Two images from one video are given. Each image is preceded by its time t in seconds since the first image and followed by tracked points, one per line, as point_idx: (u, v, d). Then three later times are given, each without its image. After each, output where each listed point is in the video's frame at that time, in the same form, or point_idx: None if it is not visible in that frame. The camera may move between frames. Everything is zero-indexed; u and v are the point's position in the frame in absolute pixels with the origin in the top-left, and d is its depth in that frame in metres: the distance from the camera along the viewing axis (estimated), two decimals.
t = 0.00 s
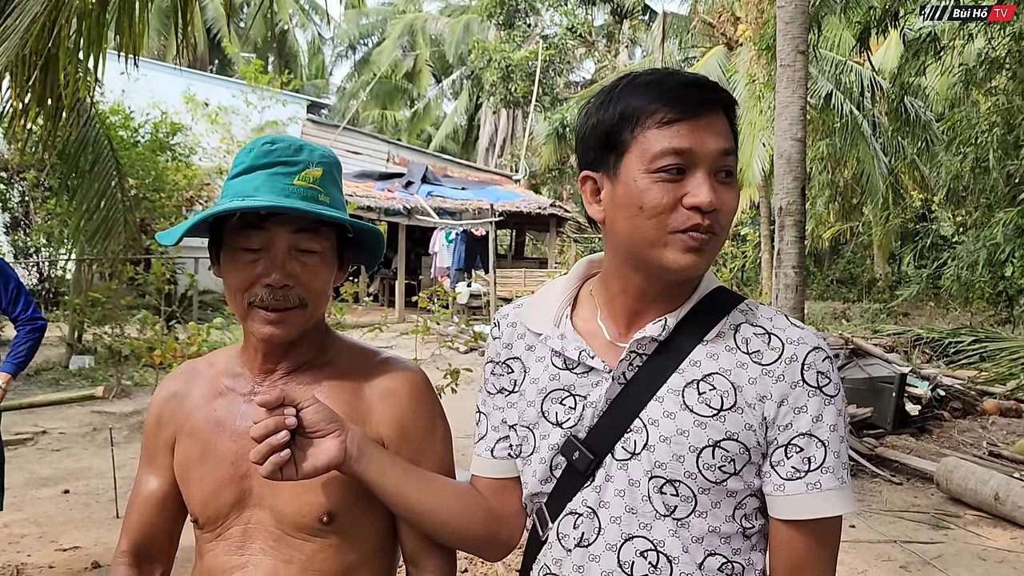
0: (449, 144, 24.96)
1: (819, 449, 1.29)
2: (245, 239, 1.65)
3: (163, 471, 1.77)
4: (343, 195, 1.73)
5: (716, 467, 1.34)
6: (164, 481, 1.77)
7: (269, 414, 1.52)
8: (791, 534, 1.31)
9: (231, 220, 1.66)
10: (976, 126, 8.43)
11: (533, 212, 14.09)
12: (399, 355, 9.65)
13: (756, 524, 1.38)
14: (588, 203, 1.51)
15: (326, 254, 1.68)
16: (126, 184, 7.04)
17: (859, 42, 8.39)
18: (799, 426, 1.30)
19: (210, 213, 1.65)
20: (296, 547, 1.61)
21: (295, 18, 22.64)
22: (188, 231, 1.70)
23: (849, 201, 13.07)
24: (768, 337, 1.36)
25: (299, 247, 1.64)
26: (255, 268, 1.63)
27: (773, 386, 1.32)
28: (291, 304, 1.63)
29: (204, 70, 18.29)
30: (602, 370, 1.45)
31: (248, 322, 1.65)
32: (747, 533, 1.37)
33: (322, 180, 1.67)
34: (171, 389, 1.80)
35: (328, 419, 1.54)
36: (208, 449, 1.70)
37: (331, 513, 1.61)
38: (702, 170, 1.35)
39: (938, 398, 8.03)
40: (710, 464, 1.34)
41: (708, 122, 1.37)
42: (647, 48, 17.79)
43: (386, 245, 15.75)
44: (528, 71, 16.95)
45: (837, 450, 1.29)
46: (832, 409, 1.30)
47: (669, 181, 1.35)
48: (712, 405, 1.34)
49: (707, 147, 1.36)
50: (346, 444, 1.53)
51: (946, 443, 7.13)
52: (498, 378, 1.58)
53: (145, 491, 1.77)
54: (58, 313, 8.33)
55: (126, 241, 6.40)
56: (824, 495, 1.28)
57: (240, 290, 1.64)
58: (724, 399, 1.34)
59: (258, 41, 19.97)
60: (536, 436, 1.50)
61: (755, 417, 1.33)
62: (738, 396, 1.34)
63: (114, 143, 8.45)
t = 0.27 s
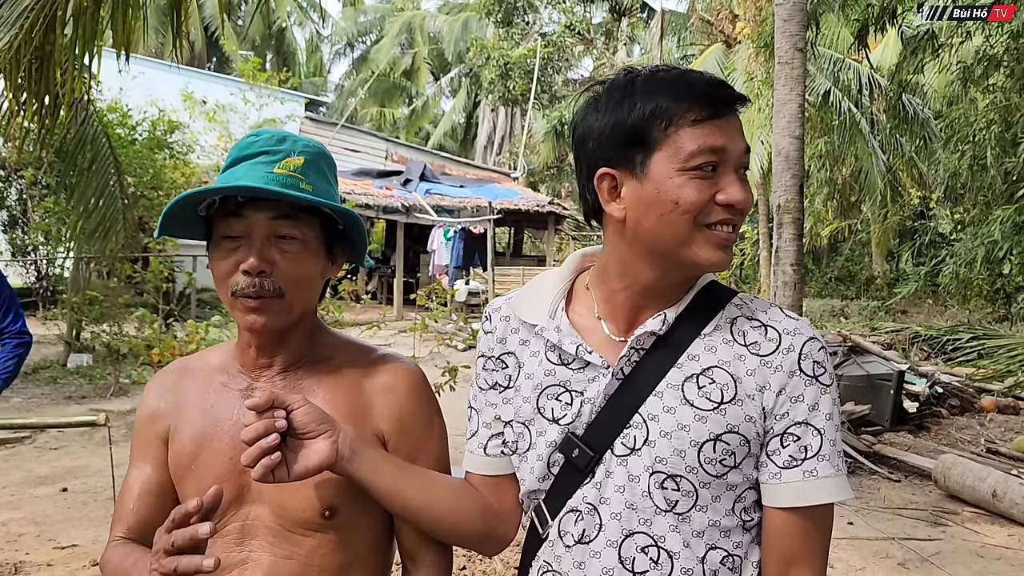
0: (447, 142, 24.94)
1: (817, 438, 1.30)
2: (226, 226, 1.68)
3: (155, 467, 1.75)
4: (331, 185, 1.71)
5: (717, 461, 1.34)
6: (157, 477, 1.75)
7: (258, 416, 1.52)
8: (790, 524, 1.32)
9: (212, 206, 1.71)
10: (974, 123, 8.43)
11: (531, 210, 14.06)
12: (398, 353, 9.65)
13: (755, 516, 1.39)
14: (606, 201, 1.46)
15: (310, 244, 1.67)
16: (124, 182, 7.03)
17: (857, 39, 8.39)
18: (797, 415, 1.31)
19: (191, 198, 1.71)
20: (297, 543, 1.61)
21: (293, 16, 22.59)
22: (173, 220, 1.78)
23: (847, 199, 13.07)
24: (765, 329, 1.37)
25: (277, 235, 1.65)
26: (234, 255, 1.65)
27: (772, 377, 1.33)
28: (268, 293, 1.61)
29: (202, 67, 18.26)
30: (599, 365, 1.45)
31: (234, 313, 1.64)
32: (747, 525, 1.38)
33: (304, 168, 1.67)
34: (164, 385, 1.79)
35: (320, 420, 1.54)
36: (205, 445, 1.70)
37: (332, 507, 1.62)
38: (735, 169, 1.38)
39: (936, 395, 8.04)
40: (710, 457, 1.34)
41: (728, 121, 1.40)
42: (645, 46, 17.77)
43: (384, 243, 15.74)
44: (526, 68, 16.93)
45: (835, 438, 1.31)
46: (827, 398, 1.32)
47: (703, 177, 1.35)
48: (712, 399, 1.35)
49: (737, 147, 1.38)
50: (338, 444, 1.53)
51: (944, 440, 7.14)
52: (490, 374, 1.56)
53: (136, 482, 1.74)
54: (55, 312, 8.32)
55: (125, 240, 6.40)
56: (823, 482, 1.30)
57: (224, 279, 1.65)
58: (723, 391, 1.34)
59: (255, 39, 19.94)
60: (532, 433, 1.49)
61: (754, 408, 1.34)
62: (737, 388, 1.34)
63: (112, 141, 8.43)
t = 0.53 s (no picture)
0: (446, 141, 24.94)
1: (821, 439, 1.31)
2: (227, 225, 1.68)
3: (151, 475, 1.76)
4: (331, 187, 1.71)
5: (720, 461, 1.34)
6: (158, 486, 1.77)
7: (255, 415, 1.52)
8: (792, 525, 1.33)
9: (213, 204, 1.71)
10: (973, 122, 8.44)
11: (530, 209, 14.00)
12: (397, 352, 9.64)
13: (756, 516, 1.40)
14: (591, 200, 1.49)
15: (309, 244, 1.67)
16: (123, 181, 7.02)
17: (855, 39, 8.39)
18: (801, 416, 1.32)
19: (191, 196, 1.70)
20: (299, 545, 1.61)
21: (292, 15, 22.58)
22: (173, 219, 1.77)
23: (846, 198, 13.07)
24: (768, 330, 1.38)
25: (277, 235, 1.65)
26: (234, 255, 1.65)
27: (776, 378, 1.34)
28: (268, 294, 1.61)
29: (201, 66, 18.24)
30: (601, 366, 1.45)
31: (232, 314, 1.64)
32: (749, 525, 1.39)
33: (306, 170, 1.67)
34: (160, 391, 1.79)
35: (317, 420, 1.54)
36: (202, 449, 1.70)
37: (337, 509, 1.62)
38: (710, 169, 1.36)
39: (935, 394, 8.05)
40: (714, 457, 1.34)
41: (711, 119, 1.37)
42: (644, 45, 17.76)
43: (383, 242, 15.73)
44: (525, 67, 16.93)
45: (839, 440, 1.32)
46: (830, 400, 1.33)
47: (676, 179, 1.35)
48: (716, 398, 1.35)
49: (714, 146, 1.35)
50: (335, 445, 1.53)
51: (943, 439, 7.15)
52: (488, 376, 1.56)
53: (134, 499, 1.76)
54: (54, 311, 8.32)
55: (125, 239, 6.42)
56: (827, 484, 1.31)
57: (222, 279, 1.64)
58: (727, 392, 1.35)
59: (254, 38, 19.93)
60: (532, 434, 1.49)
61: (758, 409, 1.34)
62: (740, 389, 1.35)
63: (111, 140, 8.42)
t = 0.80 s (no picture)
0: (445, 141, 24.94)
1: (824, 445, 1.31)
2: (225, 217, 1.67)
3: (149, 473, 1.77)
4: (325, 181, 1.71)
5: (720, 463, 1.34)
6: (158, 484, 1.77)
7: (262, 413, 1.52)
8: (792, 530, 1.34)
9: (209, 199, 1.70)
10: (972, 122, 8.44)
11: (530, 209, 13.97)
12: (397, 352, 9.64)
13: (758, 519, 1.40)
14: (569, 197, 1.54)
15: (307, 236, 1.67)
16: (122, 181, 7.02)
17: (855, 38, 8.39)
18: (804, 421, 1.32)
19: (189, 189, 1.70)
20: (295, 545, 1.61)
21: (291, 15, 22.57)
22: (169, 213, 1.78)
23: (846, 197, 13.08)
24: (772, 333, 1.37)
25: (275, 229, 1.65)
26: (233, 247, 1.65)
27: (778, 383, 1.33)
28: (266, 284, 1.60)
29: (200, 66, 18.24)
30: (602, 367, 1.45)
31: (229, 306, 1.63)
32: (750, 527, 1.39)
33: (302, 164, 1.67)
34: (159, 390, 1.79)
35: (323, 420, 1.53)
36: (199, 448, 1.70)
37: (327, 510, 1.62)
38: (618, 168, 1.38)
39: (934, 394, 8.06)
40: (713, 459, 1.34)
41: (615, 118, 1.39)
42: (643, 44, 17.74)
43: (382, 242, 15.73)
44: (525, 67, 16.91)
45: (842, 446, 1.32)
46: (835, 405, 1.32)
47: (584, 183, 1.41)
48: (715, 401, 1.35)
49: (603, 142, 1.39)
50: (337, 441, 1.53)
51: (943, 438, 7.15)
52: (494, 375, 1.56)
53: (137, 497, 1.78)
54: (53, 310, 8.31)
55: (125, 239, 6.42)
56: (828, 490, 1.31)
57: (219, 273, 1.64)
58: (727, 395, 1.35)
59: (253, 38, 19.92)
60: (535, 433, 1.49)
61: (759, 413, 1.34)
62: (741, 392, 1.35)
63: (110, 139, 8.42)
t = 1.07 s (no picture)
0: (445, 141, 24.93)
1: (819, 455, 1.30)
2: (222, 219, 1.68)
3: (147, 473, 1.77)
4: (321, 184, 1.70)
5: (714, 469, 1.34)
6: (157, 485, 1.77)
7: (263, 407, 1.51)
8: (790, 538, 1.32)
9: (208, 201, 1.71)
10: (972, 122, 8.44)
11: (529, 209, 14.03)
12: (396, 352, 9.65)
13: (755, 525, 1.39)
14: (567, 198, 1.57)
15: (304, 237, 1.67)
16: (121, 181, 7.02)
17: (854, 38, 8.39)
18: (799, 429, 1.30)
19: (182, 195, 1.71)
20: (296, 544, 1.61)
21: (290, 15, 22.56)
22: (168, 214, 1.77)
23: (845, 197, 13.08)
24: (769, 338, 1.36)
25: (272, 229, 1.65)
26: (230, 248, 1.65)
27: (772, 389, 1.32)
28: (265, 283, 1.60)
29: (199, 66, 18.22)
30: (599, 368, 1.45)
31: (226, 307, 1.63)
32: (746, 534, 1.38)
33: (299, 167, 1.67)
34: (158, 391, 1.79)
35: (324, 413, 1.53)
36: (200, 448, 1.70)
37: (327, 507, 1.62)
38: (565, 167, 1.43)
39: (934, 394, 8.06)
40: (706, 465, 1.34)
41: (572, 120, 1.44)
42: (642, 45, 17.73)
43: (382, 242, 15.73)
44: (524, 67, 16.91)
45: (838, 456, 1.30)
46: (832, 413, 1.30)
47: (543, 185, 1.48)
48: (709, 406, 1.35)
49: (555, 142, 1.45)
50: (338, 437, 1.53)
51: (942, 438, 7.16)
52: (498, 374, 1.58)
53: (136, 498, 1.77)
54: (52, 311, 8.31)
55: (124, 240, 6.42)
56: (823, 501, 1.29)
57: (213, 275, 1.65)
58: (721, 400, 1.35)
59: (253, 38, 19.91)
60: (535, 433, 1.49)
61: (752, 419, 1.33)
62: (735, 398, 1.34)
63: (109, 140, 8.42)
